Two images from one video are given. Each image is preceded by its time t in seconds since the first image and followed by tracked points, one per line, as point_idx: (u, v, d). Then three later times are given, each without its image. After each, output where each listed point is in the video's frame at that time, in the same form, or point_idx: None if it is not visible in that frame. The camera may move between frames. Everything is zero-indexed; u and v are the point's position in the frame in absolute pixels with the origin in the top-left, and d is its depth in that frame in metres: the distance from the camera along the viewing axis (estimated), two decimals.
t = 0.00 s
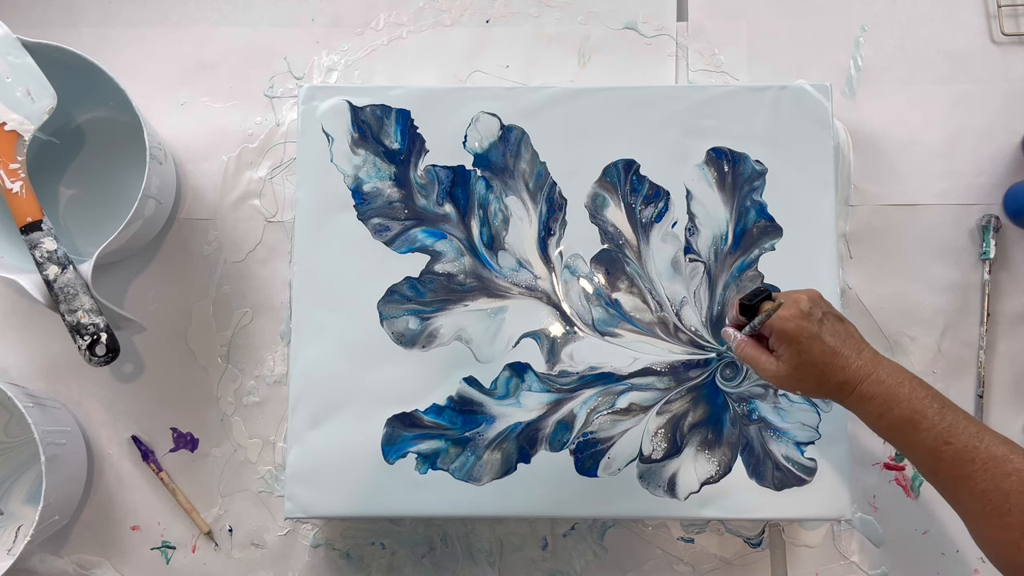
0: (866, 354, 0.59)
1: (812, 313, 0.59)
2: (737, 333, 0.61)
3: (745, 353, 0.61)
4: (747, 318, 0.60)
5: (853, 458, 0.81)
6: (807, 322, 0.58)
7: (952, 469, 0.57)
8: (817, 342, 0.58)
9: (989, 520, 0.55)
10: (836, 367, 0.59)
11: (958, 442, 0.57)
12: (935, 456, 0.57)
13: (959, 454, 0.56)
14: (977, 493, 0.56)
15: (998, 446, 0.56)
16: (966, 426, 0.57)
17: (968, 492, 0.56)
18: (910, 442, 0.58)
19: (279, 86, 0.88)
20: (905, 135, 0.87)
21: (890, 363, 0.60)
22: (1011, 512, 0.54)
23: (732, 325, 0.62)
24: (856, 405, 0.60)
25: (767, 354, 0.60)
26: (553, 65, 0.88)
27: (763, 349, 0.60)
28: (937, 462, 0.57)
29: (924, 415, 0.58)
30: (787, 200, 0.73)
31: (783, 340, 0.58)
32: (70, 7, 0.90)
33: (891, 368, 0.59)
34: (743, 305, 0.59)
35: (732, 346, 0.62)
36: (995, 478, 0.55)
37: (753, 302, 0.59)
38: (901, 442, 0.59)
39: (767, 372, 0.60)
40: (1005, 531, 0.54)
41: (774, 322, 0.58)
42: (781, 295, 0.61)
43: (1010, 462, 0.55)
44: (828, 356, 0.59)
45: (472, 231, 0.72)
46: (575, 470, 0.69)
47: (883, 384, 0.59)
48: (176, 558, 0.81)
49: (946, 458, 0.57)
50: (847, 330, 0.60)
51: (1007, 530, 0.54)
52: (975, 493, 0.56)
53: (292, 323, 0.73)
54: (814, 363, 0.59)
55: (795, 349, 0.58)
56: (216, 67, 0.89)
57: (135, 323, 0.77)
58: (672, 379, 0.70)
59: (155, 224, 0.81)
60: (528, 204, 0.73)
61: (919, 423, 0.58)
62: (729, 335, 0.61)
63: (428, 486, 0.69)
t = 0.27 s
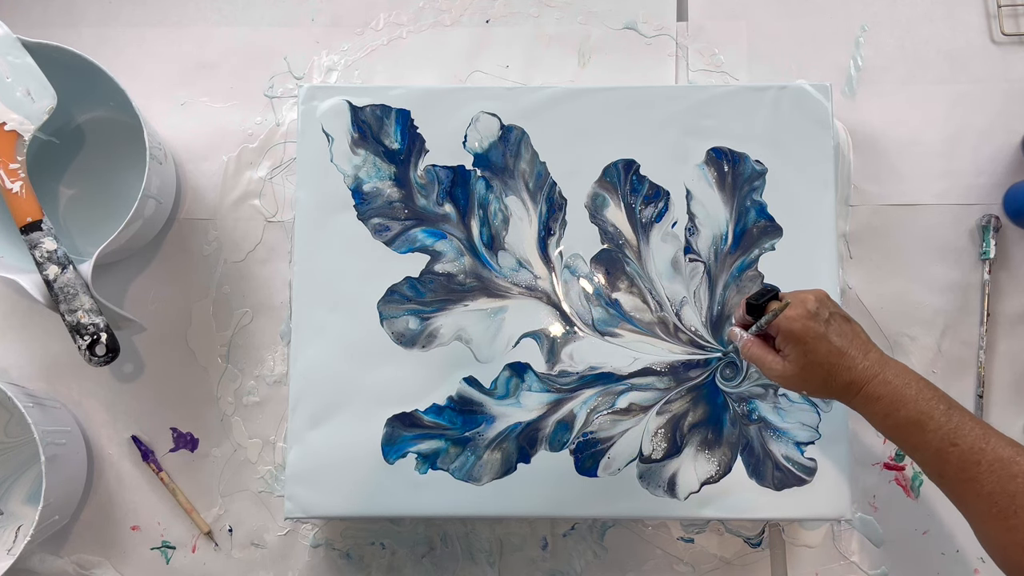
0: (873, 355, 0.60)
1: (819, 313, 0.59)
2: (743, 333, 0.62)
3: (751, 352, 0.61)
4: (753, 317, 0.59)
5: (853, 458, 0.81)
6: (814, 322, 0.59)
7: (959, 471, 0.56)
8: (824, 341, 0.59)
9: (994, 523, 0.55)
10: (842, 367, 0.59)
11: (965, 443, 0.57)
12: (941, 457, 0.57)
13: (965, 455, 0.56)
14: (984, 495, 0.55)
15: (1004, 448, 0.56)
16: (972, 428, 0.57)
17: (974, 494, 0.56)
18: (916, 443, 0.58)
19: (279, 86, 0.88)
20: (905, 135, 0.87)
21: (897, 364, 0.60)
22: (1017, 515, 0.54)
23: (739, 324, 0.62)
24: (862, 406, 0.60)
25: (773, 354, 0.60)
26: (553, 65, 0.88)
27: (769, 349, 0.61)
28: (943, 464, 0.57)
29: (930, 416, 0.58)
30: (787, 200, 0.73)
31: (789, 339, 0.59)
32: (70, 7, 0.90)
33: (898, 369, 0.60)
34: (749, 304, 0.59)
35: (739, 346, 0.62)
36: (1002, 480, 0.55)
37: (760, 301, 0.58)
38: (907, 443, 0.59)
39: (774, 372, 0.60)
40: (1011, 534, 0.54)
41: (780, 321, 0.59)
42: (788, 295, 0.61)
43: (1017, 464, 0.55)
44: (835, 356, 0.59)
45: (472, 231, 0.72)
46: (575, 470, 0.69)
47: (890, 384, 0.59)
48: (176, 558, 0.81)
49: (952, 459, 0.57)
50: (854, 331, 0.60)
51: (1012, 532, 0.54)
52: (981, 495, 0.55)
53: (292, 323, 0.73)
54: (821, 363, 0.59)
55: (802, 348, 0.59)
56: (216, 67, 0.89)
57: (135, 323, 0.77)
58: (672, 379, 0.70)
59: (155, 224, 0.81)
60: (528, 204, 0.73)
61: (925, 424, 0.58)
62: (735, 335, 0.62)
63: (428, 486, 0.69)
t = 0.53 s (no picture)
0: (878, 356, 0.60)
1: (824, 314, 0.59)
2: (749, 333, 0.61)
3: (757, 353, 0.61)
4: (759, 318, 0.60)
5: (853, 458, 0.81)
6: (819, 323, 0.59)
7: (964, 473, 0.57)
8: (829, 342, 0.59)
9: (999, 524, 0.55)
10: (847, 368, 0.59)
11: (970, 445, 0.57)
12: (946, 459, 0.57)
13: (971, 457, 0.56)
14: (988, 497, 0.55)
15: (1009, 450, 0.56)
16: (977, 430, 0.57)
17: (978, 496, 0.56)
18: (921, 445, 0.58)
19: (279, 86, 0.88)
20: (905, 135, 0.87)
21: (902, 365, 0.60)
22: (1021, 517, 0.54)
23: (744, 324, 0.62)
24: (867, 407, 0.60)
25: (778, 354, 0.60)
26: (553, 65, 0.88)
27: (774, 349, 0.61)
28: (948, 466, 0.57)
29: (935, 418, 0.58)
30: (787, 200, 0.73)
31: (794, 339, 0.59)
32: (70, 7, 0.90)
33: (903, 370, 0.60)
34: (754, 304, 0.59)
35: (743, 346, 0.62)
36: (1006, 482, 0.55)
37: (765, 302, 0.59)
38: (912, 444, 0.59)
39: (779, 372, 0.60)
40: (1015, 535, 0.54)
41: (785, 322, 0.59)
42: (793, 295, 0.61)
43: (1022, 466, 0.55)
44: (840, 357, 0.59)
45: (472, 231, 0.72)
46: (575, 470, 0.69)
47: (895, 385, 0.59)
48: (176, 558, 0.81)
49: (957, 461, 0.57)
50: (860, 331, 0.60)
51: (1016, 534, 0.54)
52: (985, 497, 0.56)
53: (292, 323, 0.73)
54: (826, 364, 0.59)
55: (807, 349, 0.59)
56: (216, 67, 0.89)
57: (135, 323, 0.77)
58: (672, 379, 0.70)
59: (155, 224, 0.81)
60: (528, 204, 0.73)
61: (930, 426, 0.58)
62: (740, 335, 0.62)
63: (428, 486, 0.69)
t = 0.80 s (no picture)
0: (883, 357, 0.60)
1: (830, 314, 0.60)
2: (754, 333, 0.62)
3: (761, 354, 0.62)
4: (764, 318, 0.60)
5: (853, 458, 0.81)
6: (825, 324, 0.59)
7: (968, 475, 0.56)
8: (834, 343, 0.59)
9: (1003, 527, 0.54)
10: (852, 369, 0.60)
11: (975, 447, 0.56)
12: (950, 461, 0.57)
13: (975, 459, 0.56)
14: (993, 499, 0.55)
15: (1016, 452, 0.55)
16: (982, 432, 0.57)
17: (983, 498, 0.55)
18: (925, 447, 0.58)
19: (279, 86, 0.88)
20: (905, 135, 0.87)
21: (908, 367, 0.61)
22: None
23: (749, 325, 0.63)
24: (872, 409, 0.60)
25: (783, 355, 0.61)
26: (553, 65, 0.88)
27: (779, 350, 0.61)
28: (953, 468, 0.57)
29: (940, 419, 0.58)
30: (787, 200, 0.73)
31: (800, 340, 0.59)
32: (70, 7, 0.90)
33: (909, 372, 0.60)
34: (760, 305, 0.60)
35: (749, 347, 0.62)
36: (1011, 485, 0.54)
37: (770, 302, 0.59)
38: (917, 446, 0.59)
39: (783, 372, 0.60)
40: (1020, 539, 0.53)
41: (791, 322, 0.59)
42: (799, 296, 0.62)
43: None
44: (845, 357, 0.59)
45: (472, 231, 0.72)
46: (575, 470, 0.69)
47: (900, 387, 0.59)
48: (176, 558, 0.81)
49: (961, 463, 0.56)
50: (865, 333, 0.61)
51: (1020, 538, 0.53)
52: (990, 500, 0.55)
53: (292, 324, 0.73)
54: (831, 365, 0.59)
55: (812, 349, 0.59)
56: (216, 67, 0.89)
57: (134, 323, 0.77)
58: (672, 379, 0.70)
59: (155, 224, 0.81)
60: (528, 204, 0.73)
61: (935, 427, 0.58)
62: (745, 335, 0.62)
63: (428, 486, 0.69)
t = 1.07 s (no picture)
0: (887, 358, 0.60)
1: (833, 315, 0.59)
2: (756, 334, 0.62)
3: (764, 354, 0.62)
4: (766, 319, 0.61)
5: (853, 458, 0.81)
6: (828, 324, 0.59)
7: (971, 477, 0.56)
8: (838, 343, 0.59)
9: (1006, 529, 0.54)
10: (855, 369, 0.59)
11: (978, 448, 0.56)
12: (953, 462, 0.57)
13: (979, 461, 0.56)
14: (996, 501, 0.55)
15: (1019, 454, 0.55)
16: (985, 434, 0.57)
17: (986, 500, 0.55)
18: (928, 448, 0.58)
19: (279, 86, 0.88)
20: (905, 135, 0.87)
21: (911, 368, 0.60)
22: None
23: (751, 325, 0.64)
24: (874, 410, 0.60)
25: (786, 355, 0.61)
26: (553, 65, 0.88)
27: (782, 351, 0.61)
28: (956, 469, 0.57)
29: (943, 421, 0.58)
30: (788, 200, 0.73)
31: (803, 341, 0.59)
32: (70, 6, 0.90)
33: (912, 373, 0.60)
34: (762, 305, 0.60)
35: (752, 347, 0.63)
36: (1014, 487, 0.54)
37: (773, 303, 0.60)
38: (919, 447, 0.59)
39: (786, 373, 0.60)
40: None
41: (794, 322, 0.59)
42: (803, 296, 0.61)
43: None
44: (849, 358, 0.59)
45: (472, 231, 0.72)
46: (575, 470, 0.69)
47: (903, 388, 0.59)
48: (176, 558, 0.81)
49: (964, 464, 0.56)
50: (869, 334, 0.60)
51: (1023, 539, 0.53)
52: (993, 502, 0.55)
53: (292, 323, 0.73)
54: (834, 366, 0.59)
55: (815, 350, 0.59)
56: (215, 67, 0.89)
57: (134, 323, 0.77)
58: (672, 379, 0.70)
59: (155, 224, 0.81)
60: (528, 205, 0.73)
61: (938, 429, 0.58)
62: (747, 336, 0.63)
63: (428, 486, 0.69)
